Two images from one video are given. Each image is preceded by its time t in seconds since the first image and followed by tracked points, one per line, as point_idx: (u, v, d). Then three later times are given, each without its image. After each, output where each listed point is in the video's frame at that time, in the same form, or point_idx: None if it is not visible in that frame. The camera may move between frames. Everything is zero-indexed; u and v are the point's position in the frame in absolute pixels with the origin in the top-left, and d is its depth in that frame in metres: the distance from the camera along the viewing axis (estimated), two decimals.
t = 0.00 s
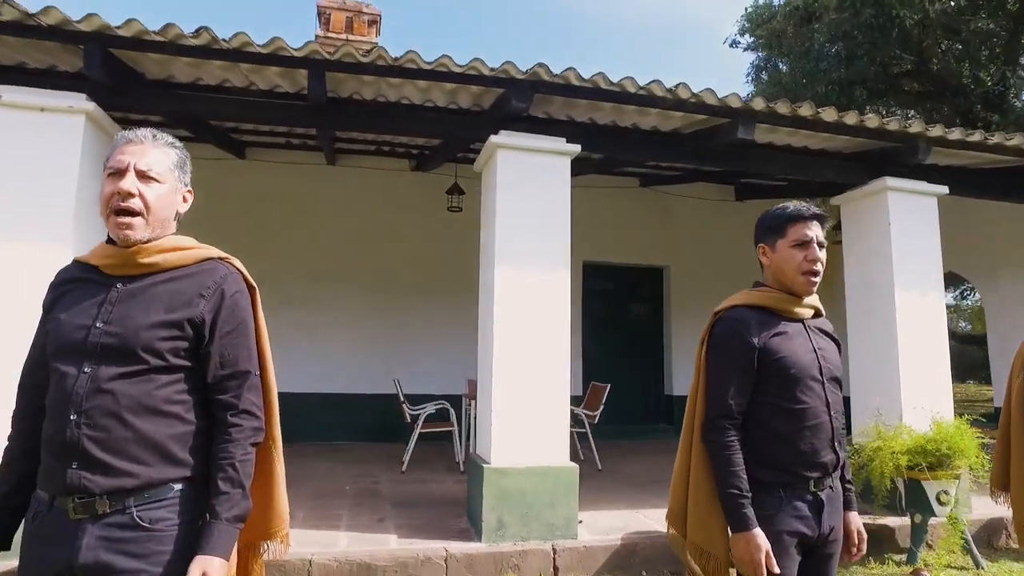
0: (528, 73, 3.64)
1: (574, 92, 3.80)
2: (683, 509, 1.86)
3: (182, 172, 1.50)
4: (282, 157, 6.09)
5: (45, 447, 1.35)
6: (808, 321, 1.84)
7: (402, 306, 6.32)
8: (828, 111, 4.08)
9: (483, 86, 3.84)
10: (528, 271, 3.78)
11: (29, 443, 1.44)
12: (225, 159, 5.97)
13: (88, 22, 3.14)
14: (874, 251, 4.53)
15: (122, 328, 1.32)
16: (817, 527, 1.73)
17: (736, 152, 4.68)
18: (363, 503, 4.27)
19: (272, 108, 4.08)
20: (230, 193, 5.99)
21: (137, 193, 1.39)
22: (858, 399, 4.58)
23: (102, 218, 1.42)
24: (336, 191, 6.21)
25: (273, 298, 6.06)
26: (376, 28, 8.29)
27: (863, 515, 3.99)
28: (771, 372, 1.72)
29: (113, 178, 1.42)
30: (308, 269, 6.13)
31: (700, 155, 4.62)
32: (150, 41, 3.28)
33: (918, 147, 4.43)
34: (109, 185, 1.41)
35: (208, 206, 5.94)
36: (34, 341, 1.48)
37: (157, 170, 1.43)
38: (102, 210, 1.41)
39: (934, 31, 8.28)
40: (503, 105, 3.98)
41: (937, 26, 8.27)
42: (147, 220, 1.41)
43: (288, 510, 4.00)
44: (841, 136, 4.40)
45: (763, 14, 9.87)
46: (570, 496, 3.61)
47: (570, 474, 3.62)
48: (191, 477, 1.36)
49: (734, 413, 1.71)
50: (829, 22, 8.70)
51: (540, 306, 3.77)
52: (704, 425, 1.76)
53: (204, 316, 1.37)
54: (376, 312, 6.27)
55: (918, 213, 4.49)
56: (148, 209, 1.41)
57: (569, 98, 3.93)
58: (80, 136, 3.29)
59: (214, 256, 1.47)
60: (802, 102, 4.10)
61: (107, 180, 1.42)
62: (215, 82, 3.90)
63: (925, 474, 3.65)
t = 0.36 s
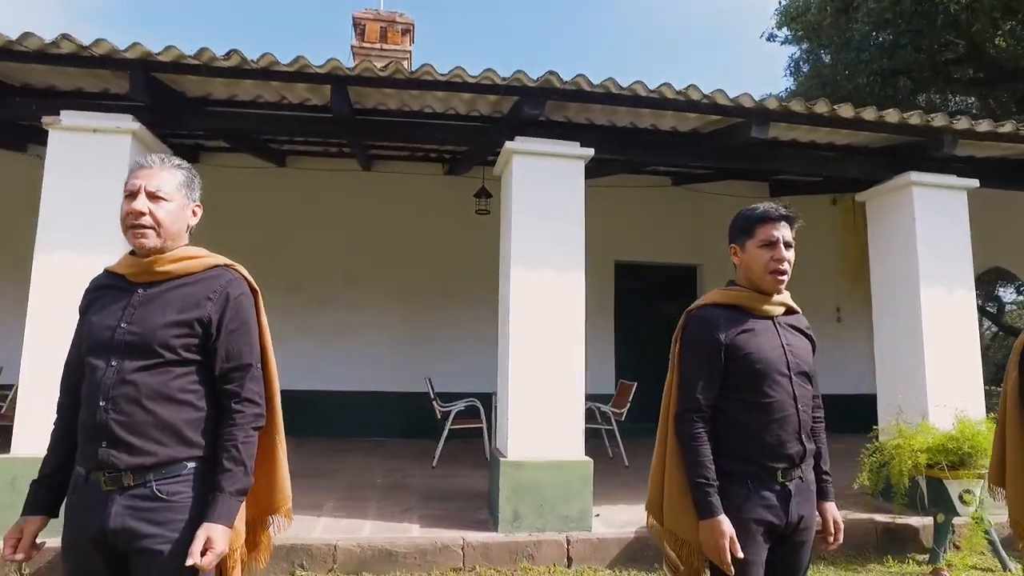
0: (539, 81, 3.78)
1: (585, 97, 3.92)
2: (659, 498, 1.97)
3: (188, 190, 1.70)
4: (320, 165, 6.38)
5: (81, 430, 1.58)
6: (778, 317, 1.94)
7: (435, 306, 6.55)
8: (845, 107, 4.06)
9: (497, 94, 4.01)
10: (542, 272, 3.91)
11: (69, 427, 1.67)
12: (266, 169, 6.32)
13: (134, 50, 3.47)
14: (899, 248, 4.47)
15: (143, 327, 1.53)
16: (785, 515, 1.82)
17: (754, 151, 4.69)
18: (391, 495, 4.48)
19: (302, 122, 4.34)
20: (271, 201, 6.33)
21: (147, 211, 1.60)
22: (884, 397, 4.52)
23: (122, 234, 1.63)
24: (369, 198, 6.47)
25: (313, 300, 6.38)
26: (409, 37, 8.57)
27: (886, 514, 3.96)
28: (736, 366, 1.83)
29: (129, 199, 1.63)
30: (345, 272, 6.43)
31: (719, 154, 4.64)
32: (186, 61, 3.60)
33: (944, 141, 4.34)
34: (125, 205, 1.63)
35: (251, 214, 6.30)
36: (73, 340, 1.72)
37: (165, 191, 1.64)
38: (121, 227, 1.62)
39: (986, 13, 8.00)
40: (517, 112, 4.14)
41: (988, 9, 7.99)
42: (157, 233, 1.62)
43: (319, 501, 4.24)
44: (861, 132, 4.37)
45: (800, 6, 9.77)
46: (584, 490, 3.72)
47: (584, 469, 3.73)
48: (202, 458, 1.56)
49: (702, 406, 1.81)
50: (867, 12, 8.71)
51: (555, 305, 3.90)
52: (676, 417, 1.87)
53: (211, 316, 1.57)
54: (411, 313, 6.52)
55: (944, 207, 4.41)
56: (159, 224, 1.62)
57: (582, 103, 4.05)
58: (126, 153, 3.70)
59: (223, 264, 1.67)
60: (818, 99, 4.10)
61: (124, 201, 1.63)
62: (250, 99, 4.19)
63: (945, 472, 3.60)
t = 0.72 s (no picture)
0: (554, 89, 3.94)
1: (599, 104, 4.06)
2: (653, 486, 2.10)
3: (218, 205, 1.92)
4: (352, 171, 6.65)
5: (133, 416, 1.80)
6: (765, 314, 2.07)
7: (464, 305, 6.76)
8: (860, 107, 4.09)
9: (515, 103, 4.18)
10: (560, 272, 4.06)
11: (123, 416, 1.91)
12: (301, 176, 6.61)
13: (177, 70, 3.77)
14: (919, 245, 4.47)
15: (184, 325, 1.75)
16: (772, 500, 1.93)
17: (771, 151, 4.75)
18: (418, 487, 4.69)
19: (331, 132, 4.59)
20: (306, 207, 6.62)
21: (185, 226, 1.82)
22: (906, 394, 4.53)
23: (165, 246, 1.86)
24: (399, 202, 6.71)
25: (346, 301, 6.66)
26: (438, 43, 8.82)
27: (904, 510, 3.98)
28: (722, 360, 1.96)
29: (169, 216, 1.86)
30: (376, 274, 6.69)
31: (736, 154, 4.70)
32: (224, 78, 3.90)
33: (964, 138, 4.32)
34: (166, 221, 1.85)
35: (287, 220, 6.60)
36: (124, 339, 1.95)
37: (199, 207, 1.86)
38: (163, 240, 1.85)
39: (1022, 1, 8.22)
40: (535, 119, 4.30)
41: None
42: (195, 245, 1.84)
43: (350, 491, 4.48)
44: (879, 130, 4.39)
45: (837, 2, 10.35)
46: (601, 482, 3.86)
47: (600, 462, 3.87)
48: (236, 441, 1.77)
49: (690, 397, 1.95)
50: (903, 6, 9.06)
51: (572, 304, 4.04)
52: (666, 409, 2.01)
53: (243, 315, 1.78)
54: (440, 312, 6.74)
55: (965, 202, 4.39)
56: (195, 236, 1.84)
57: (597, 110, 4.18)
58: (170, 166, 4.00)
59: (252, 269, 1.89)
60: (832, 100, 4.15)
61: (164, 217, 1.86)
62: (283, 112, 4.45)
63: (959, 468, 3.62)
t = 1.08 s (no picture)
0: (557, 93, 4.13)
1: (600, 107, 4.24)
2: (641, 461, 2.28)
3: (241, 206, 2.12)
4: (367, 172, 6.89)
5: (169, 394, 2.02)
6: (744, 303, 2.24)
7: (475, 301, 6.96)
8: (854, 107, 4.22)
9: (520, 106, 4.36)
10: (563, 268, 4.24)
11: (158, 396, 2.12)
12: (316, 177, 6.85)
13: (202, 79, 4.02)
14: (916, 240, 4.59)
15: (214, 312, 1.96)
16: (749, 473, 2.09)
17: (770, 150, 4.89)
18: (429, 474, 4.90)
19: (346, 136, 4.80)
20: (323, 207, 6.86)
21: (211, 225, 2.03)
22: (903, 385, 4.65)
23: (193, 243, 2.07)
24: (412, 201, 6.93)
25: (361, 298, 6.89)
26: (450, 46, 9.02)
27: (898, 497, 4.12)
28: (702, 345, 2.13)
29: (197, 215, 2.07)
30: (390, 272, 6.90)
31: (736, 153, 4.85)
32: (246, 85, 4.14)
33: (958, 136, 4.43)
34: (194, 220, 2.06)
35: (304, 220, 6.84)
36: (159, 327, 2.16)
37: (224, 207, 2.06)
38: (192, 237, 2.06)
39: None
40: (540, 121, 4.48)
41: None
42: (220, 242, 2.05)
43: (365, 478, 4.69)
44: (875, 129, 4.51)
45: None
46: (603, 468, 4.04)
47: (602, 449, 4.04)
48: (261, 416, 1.98)
49: (673, 378, 2.12)
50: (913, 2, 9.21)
51: (576, 299, 4.22)
52: (652, 390, 2.19)
53: (266, 302, 1.99)
54: (452, 308, 6.94)
55: (960, 198, 4.50)
56: (221, 234, 2.05)
57: (599, 112, 4.35)
58: (195, 169, 4.24)
59: (273, 262, 2.10)
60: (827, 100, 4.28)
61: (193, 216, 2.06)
62: (301, 116, 4.68)
63: (948, 455, 3.76)
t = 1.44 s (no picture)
0: (553, 92, 4.33)
1: (595, 105, 4.43)
2: (624, 436, 2.49)
3: (257, 203, 2.34)
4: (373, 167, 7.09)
5: (195, 373, 2.24)
6: (719, 291, 2.43)
7: (477, 293, 7.17)
8: (838, 105, 4.39)
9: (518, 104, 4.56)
10: (559, 260, 4.44)
11: (182, 375, 2.34)
12: (323, 172, 7.06)
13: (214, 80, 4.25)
14: (900, 233, 4.77)
15: (234, 298, 2.18)
16: (720, 444, 2.29)
17: (760, 146, 5.07)
18: (432, 457, 5.14)
19: (352, 133, 5.01)
20: (329, 200, 7.08)
21: (231, 220, 2.25)
22: (886, 373, 4.84)
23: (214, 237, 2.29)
24: (417, 195, 7.13)
25: (367, 289, 7.11)
26: (453, 42, 9.20)
27: (879, 479, 4.32)
28: (678, 329, 2.34)
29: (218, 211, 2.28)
30: (394, 264, 7.12)
31: (726, 150, 5.03)
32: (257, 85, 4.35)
33: (940, 132, 4.60)
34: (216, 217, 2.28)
35: (311, 214, 7.06)
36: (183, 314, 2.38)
37: (242, 205, 2.28)
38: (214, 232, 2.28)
39: None
40: (537, 120, 4.67)
41: None
42: (239, 236, 2.26)
43: (370, 461, 4.93)
44: (860, 126, 4.68)
45: None
46: (596, 449, 4.25)
47: (596, 432, 4.26)
48: (277, 391, 2.20)
49: (651, 359, 2.33)
50: None
51: (571, 288, 4.42)
52: (633, 370, 2.39)
53: (281, 290, 2.21)
54: (455, 299, 7.16)
55: (942, 193, 4.67)
56: (239, 228, 2.27)
57: (594, 110, 4.54)
58: (209, 166, 4.47)
59: (287, 253, 2.31)
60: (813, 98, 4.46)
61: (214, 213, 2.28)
62: (309, 115, 4.89)
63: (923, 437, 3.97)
